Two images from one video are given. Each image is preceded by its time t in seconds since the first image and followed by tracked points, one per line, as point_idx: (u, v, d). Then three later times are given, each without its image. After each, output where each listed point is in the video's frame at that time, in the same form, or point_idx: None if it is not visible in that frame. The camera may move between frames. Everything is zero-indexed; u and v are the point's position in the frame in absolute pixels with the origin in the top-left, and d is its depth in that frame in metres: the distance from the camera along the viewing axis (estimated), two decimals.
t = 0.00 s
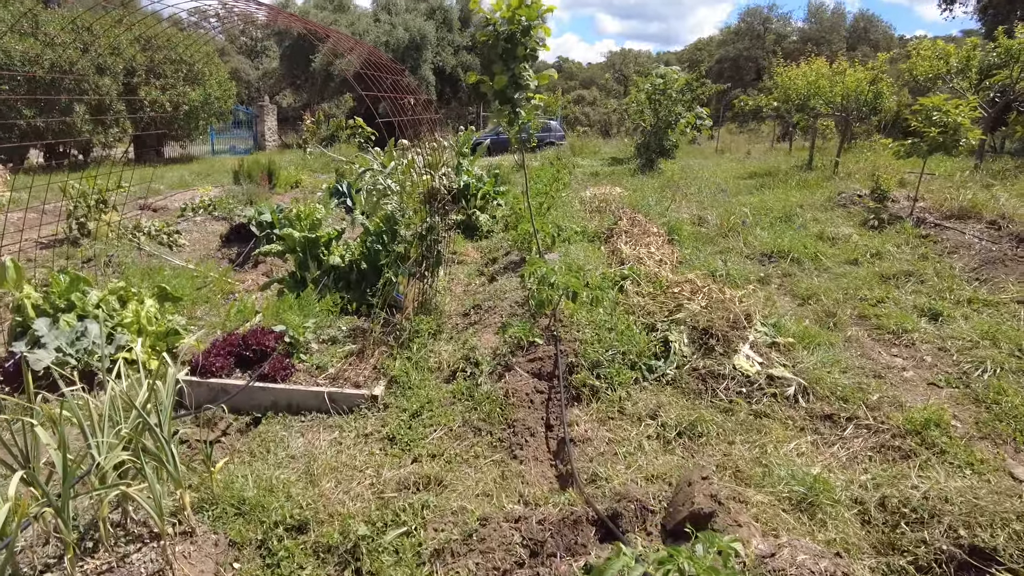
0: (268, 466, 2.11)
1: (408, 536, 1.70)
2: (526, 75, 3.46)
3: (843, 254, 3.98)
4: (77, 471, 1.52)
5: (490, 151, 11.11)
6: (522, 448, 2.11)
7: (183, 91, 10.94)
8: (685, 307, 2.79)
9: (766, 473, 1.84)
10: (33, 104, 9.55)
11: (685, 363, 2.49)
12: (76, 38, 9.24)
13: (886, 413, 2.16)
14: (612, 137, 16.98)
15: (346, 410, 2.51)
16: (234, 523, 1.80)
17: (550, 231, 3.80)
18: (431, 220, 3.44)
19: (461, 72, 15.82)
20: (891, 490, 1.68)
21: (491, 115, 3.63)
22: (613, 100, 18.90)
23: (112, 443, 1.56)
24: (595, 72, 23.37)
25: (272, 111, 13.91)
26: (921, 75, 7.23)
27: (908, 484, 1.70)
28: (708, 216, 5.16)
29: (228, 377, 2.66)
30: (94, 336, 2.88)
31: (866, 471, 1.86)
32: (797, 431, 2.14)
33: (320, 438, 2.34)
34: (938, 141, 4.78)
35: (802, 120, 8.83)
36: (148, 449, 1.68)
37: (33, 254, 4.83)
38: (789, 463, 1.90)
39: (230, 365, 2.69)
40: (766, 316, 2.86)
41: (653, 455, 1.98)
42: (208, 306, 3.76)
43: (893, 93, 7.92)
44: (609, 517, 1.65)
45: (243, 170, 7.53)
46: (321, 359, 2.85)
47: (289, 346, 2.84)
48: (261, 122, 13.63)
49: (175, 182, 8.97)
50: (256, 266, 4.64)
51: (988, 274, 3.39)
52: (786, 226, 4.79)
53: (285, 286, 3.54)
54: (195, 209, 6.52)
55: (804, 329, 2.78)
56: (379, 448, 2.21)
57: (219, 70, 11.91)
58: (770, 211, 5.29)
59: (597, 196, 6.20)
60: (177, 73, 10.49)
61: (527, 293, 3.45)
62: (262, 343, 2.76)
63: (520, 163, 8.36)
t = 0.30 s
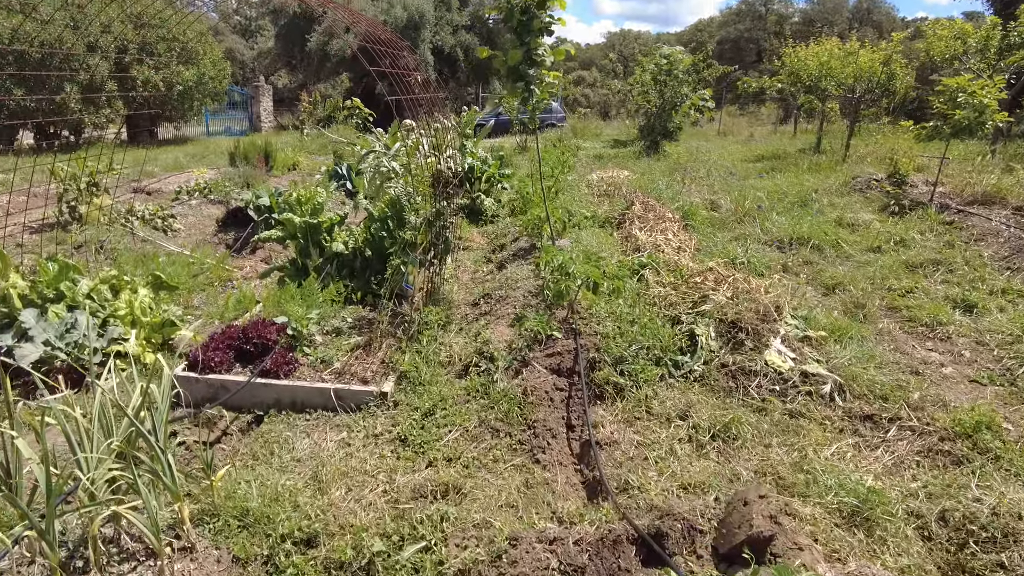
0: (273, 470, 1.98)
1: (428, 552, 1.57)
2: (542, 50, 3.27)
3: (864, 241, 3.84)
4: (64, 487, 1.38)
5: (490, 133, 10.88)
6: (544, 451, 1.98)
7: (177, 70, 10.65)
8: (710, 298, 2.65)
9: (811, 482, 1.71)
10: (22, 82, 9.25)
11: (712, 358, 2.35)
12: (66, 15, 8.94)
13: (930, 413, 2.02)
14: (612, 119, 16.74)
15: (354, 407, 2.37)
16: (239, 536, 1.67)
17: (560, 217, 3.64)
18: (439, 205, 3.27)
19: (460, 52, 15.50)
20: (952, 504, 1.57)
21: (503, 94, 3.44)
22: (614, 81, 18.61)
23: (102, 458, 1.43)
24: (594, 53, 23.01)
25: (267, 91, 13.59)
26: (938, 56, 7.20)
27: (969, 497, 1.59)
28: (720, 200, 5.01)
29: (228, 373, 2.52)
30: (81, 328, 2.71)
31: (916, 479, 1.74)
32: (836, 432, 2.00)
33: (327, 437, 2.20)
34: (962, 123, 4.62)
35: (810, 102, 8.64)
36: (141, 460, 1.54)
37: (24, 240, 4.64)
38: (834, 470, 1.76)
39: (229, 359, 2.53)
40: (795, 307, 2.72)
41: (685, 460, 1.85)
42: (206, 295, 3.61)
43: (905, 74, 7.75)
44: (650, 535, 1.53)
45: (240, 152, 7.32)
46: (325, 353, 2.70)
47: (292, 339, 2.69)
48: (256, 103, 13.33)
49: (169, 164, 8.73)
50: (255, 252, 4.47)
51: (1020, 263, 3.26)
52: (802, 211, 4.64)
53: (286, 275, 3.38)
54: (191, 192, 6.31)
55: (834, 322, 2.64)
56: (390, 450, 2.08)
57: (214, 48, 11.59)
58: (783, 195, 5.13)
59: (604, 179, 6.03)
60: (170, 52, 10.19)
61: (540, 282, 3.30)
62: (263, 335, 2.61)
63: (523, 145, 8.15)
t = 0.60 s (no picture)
0: (273, 481, 1.89)
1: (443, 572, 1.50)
2: (541, 29, 3.13)
3: (869, 221, 3.75)
4: (49, 518, 1.30)
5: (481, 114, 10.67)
6: (556, 454, 1.91)
7: (157, 53, 10.31)
8: (721, 286, 2.55)
9: (838, 483, 1.64)
10: None
11: (725, 350, 2.28)
12: None
13: (953, 405, 1.95)
14: (602, 96, 16.50)
15: (354, 409, 2.28)
16: (242, 556, 1.59)
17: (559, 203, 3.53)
18: (435, 193, 3.14)
19: (447, 30, 15.15)
20: (989, 507, 1.52)
21: (501, 74, 3.29)
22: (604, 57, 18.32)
23: (90, 487, 1.34)
24: (582, 28, 22.61)
25: (251, 74, 13.23)
26: (937, 27, 7.04)
27: (1005, 499, 1.53)
28: (720, 180, 4.91)
29: (221, 376, 2.38)
30: (66, 331, 2.57)
31: (947, 477, 1.67)
32: (858, 427, 1.93)
33: (328, 442, 2.11)
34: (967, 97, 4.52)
35: (806, 77, 8.50)
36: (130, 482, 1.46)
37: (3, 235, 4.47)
38: (861, 470, 1.70)
39: (222, 361, 2.42)
40: (807, 294, 2.64)
41: (705, 462, 1.78)
42: (194, 290, 3.48)
43: (902, 48, 7.60)
44: (677, 550, 1.46)
45: (224, 138, 7.10)
46: (322, 351, 2.60)
47: (287, 338, 2.58)
48: (240, 86, 12.98)
49: (152, 151, 8.48)
50: (244, 243, 4.33)
51: None
52: (803, 190, 4.55)
53: (278, 270, 3.26)
54: (176, 181, 6.12)
55: (847, 309, 2.56)
56: (395, 455, 1.99)
57: (194, 29, 11.23)
58: (784, 174, 5.03)
59: (600, 159, 5.90)
60: (148, 34, 9.84)
61: (541, 272, 3.20)
62: (257, 334, 2.50)
63: (515, 126, 7.98)
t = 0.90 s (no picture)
0: (258, 489, 1.78)
1: None
2: (531, 4, 2.98)
3: (867, 202, 3.68)
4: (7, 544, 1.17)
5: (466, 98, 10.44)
6: (558, 453, 1.81)
7: (130, 38, 9.94)
8: (724, 272, 2.46)
9: (857, 480, 1.58)
10: None
11: (729, 339, 2.19)
12: None
13: (969, 393, 1.89)
14: (586, 79, 16.30)
15: (343, 408, 2.16)
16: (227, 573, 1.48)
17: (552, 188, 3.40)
18: (423, 179, 3.00)
19: (429, 12, 14.82)
20: (1019, 504, 1.47)
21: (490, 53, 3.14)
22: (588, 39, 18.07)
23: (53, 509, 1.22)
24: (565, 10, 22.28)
25: (229, 59, 12.84)
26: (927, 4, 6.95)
27: None
28: (712, 162, 4.81)
29: (202, 376, 2.26)
30: (35, 330, 2.40)
31: (968, 471, 1.62)
32: (871, 419, 1.85)
33: (316, 443, 1.99)
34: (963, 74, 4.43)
35: (794, 57, 8.40)
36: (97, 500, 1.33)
37: None
38: (880, 465, 1.63)
39: (201, 360, 2.28)
40: (812, 280, 2.55)
41: (716, 460, 1.70)
42: (172, 284, 3.32)
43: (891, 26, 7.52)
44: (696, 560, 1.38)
45: (202, 126, 6.85)
46: (308, 347, 2.47)
47: (270, 334, 2.44)
48: (218, 72, 12.60)
49: (128, 140, 8.20)
50: (225, 235, 4.16)
51: None
52: (798, 171, 4.47)
53: (260, 261, 3.10)
54: (152, 170, 5.89)
55: (854, 293, 2.48)
56: (388, 457, 1.88)
57: (167, 12, 10.85)
58: (777, 155, 4.94)
59: (590, 142, 5.77)
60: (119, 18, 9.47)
61: (536, 260, 3.08)
62: (239, 331, 2.36)
63: (500, 109, 7.81)
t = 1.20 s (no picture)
0: (233, 498, 1.63)
1: None
2: None
3: (870, 178, 3.55)
4: None
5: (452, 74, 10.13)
6: (557, 455, 1.68)
7: (99, 13, 9.49)
8: (728, 254, 2.31)
9: (879, 483, 1.48)
10: None
11: (735, 326, 2.06)
12: None
13: (992, 383, 1.78)
14: (574, 54, 15.96)
15: (324, 406, 2.01)
16: None
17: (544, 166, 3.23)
18: (407, 158, 2.81)
19: None
20: None
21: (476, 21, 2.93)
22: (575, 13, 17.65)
23: None
24: None
25: (207, 35, 12.29)
26: None
27: None
28: (707, 138, 4.66)
29: (172, 373, 2.09)
30: None
31: (995, 470, 1.53)
32: (889, 412, 1.74)
33: (295, 445, 1.85)
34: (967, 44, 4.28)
35: (787, 29, 8.20)
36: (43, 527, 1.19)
37: None
38: (902, 465, 1.53)
39: (171, 356, 2.10)
40: (819, 262, 2.42)
41: (728, 461, 1.59)
42: (144, 273, 3.13)
43: None
44: None
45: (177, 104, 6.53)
46: (286, 340, 2.30)
47: (245, 326, 2.27)
48: (195, 49, 12.11)
49: (100, 120, 7.85)
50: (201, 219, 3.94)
51: None
52: (795, 147, 4.33)
53: (235, 247, 2.91)
54: (126, 152, 5.61)
55: (864, 276, 2.36)
56: (372, 460, 1.74)
57: None
58: (774, 130, 4.79)
59: (581, 118, 5.57)
60: None
61: (528, 243, 2.92)
62: (211, 324, 2.19)
63: (487, 84, 7.56)
